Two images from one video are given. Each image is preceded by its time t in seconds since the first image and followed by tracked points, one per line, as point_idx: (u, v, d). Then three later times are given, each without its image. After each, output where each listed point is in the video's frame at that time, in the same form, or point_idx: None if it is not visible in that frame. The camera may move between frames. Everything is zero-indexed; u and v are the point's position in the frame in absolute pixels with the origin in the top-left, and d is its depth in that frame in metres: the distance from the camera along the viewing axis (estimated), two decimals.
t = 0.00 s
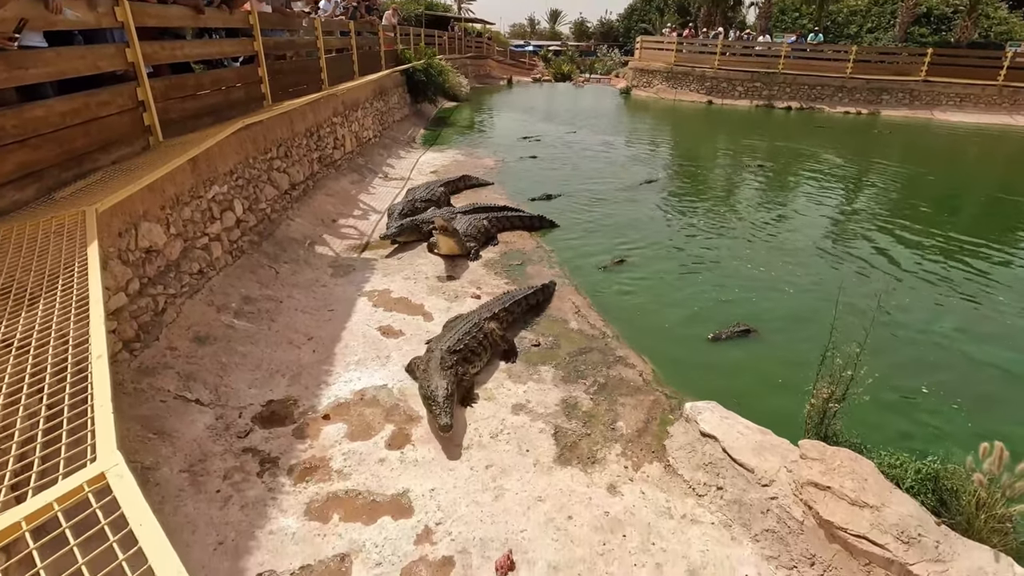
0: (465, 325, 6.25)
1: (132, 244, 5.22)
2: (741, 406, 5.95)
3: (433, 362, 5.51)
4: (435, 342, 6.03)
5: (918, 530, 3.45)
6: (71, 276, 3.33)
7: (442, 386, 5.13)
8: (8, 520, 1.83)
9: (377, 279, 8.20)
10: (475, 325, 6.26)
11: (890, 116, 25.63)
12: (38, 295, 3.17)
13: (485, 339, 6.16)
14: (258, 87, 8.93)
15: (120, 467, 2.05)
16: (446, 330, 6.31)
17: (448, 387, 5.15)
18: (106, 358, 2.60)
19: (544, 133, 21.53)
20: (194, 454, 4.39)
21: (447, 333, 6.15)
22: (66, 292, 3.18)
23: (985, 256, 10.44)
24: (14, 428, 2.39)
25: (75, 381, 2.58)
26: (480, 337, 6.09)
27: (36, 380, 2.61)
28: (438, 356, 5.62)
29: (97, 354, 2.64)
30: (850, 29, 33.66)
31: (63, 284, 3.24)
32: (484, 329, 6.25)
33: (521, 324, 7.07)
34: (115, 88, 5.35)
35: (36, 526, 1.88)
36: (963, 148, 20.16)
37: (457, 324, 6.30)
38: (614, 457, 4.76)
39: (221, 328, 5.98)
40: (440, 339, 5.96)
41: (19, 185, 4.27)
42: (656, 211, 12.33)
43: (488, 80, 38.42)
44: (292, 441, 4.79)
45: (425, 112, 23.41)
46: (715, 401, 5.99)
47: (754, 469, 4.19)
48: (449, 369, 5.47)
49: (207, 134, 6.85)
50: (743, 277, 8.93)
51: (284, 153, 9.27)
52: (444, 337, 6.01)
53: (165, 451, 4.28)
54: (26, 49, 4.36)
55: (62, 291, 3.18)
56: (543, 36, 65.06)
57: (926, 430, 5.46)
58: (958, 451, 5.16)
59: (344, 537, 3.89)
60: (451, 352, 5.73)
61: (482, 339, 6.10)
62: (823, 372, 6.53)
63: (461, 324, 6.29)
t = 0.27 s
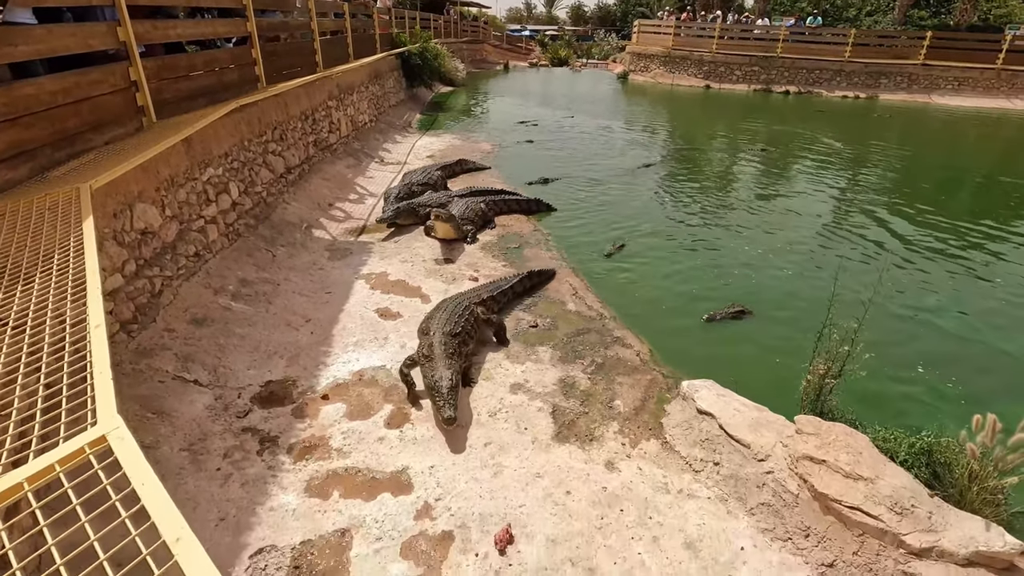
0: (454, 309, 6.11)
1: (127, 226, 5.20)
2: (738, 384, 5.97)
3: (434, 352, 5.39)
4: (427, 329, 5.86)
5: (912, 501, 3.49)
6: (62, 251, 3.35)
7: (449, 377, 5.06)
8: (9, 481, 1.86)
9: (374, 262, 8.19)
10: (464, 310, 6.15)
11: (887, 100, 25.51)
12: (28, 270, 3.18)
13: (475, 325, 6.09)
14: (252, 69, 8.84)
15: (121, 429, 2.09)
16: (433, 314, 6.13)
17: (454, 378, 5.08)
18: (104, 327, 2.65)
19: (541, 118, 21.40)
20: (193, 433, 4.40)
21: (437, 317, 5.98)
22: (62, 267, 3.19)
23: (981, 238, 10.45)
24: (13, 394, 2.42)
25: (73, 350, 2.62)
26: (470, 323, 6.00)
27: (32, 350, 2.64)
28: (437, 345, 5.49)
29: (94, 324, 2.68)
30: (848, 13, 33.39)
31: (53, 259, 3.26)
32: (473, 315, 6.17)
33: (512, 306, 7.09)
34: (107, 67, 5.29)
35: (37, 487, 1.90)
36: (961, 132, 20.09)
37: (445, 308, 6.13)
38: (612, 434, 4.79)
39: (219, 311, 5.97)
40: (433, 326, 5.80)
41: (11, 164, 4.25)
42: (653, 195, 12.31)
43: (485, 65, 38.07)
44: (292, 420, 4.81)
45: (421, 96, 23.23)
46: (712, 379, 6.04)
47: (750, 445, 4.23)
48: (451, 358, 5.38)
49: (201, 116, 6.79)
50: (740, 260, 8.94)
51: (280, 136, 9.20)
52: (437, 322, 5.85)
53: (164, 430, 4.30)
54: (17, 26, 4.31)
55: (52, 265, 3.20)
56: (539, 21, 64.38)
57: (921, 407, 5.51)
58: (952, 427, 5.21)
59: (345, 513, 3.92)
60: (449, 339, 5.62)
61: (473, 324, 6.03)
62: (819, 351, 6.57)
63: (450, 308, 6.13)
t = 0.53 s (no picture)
0: (446, 303, 5.90)
1: (119, 211, 5.17)
2: (733, 368, 6.01)
3: (428, 349, 5.17)
4: (418, 325, 5.64)
5: (902, 479, 3.54)
6: (52, 233, 3.32)
7: (445, 374, 4.87)
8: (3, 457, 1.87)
9: (369, 249, 8.16)
10: (456, 303, 5.93)
11: (882, 85, 25.42)
12: (18, 253, 3.16)
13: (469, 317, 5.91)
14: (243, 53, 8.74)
15: (114, 407, 2.11)
16: (423, 309, 5.90)
17: (450, 375, 4.89)
18: (96, 308, 2.64)
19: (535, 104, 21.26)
20: (189, 418, 4.41)
21: (428, 313, 5.76)
22: (52, 249, 3.17)
23: (974, 223, 10.49)
24: (6, 375, 2.43)
25: (65, 331, 2.61)
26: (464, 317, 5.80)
27: (24, 331, 2.63)
28: (431, 342, 5.28)
29: (86, 304, 2.67)
30: None
31: (43, 243, 3.23)
32: (466, 307, 6.00)
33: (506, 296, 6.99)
34: (95, 50, 5.22)
35: (32, 464, 1.92)
36: (956, 117, 20.07)
37: (435, 303, 5.90)
38: (607, 417, 4.82)
39: (213, 297, 5.95)
40: (425, 322, 5.58)
41: None
42: (648, 181, 12.29)
43: (479, 51, 37.71)
44: (287, 405, 4.81)
45: (414, 83, 23.02)
46: (706, 362, 6.09)
47: (744, 426, 4.27)
48: (446, 356, 5.19)
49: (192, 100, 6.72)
50: (735, 245, 8.97)
51: (272, 121, 9.12)
52: (428, 318, 5.63)
53: (160, 415, 4.30)
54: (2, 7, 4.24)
55: (42, 249, 3.17)
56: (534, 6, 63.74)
57: (912, 388, 5.56)
58: (943, 407, 5.27)
59: (341, 496, 3.94)
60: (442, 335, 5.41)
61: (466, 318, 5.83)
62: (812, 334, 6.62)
63: (441, 303, 5.92)
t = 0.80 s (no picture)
0: (438, 299, 5.72)
1: (104, 200, 5.11)
2: (726, 354, 6.03)
3: (420, 348, 5.00)
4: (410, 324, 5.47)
5: (892, 460, 3.56)
6: (33, 219, 3.27)
7: (437, 371, 4.70)
8: None
9: (360, 237, 8.10)
10: (448, 299, 5.75)
11: (876, 71, 25.35)
12: None
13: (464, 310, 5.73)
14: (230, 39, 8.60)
15: (98, 393, 2.10)
16: (415, 308, 5.73)
17: (442, 372, 4.72)
18: (79, 294, 2.60)
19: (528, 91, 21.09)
20: (180, 408, 4.39)
21: (419, 310, 5.59)
22: (33, 235, 3.12)
23: (966, 208, 10.52)
24: None
25: (48, 319, 2.58)
26: (457, 312, 5.61)
27: (6, 318, 2.60)
28: (423, 340, 5.10)
29: (69, 291, 2.63)
30: None
31: (25, 230, 3.18)
32: (460, 300, 5.82)
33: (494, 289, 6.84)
34: (77, 35, 5.12)
35: (14, 451, 1.91)
36: (948, 103, 20.05)
37: (427, 300, 5.73)
38: (600, 402, 4.83)
39: (203, 286, 5.89)
40: (416, 321, 5.41)
41: None
42: (641, 167, 12.24)
43: (471, 37, 37.30)
44: (280, 393, 4.79)
45: (406, 69, 22.77)
46: (699, 348, 6.12)
47: (736, 410, 4.30)
48: (438, 353, 5.02)
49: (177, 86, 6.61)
50: (728, 231, 8.97)
51: (260, 108, 9.00)
52: (420, 316, 5.46)
53: (150, 405, 4.27)
54: None
55: (24, 236, 3.12)
56: None
57: (903, 371, 5.59)
58: (933, 390, 5.30)
59: (335, 483, 3.94)
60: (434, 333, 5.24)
61: (460, 314, 5.64)
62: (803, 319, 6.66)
63: (433, 299, 5.74)
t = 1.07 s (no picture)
0: (424, 296, 5.50)
1: (85, 188, 5.03)
2: (715, 339, 6.06)
3: (412, 352, 4.78)
4: (397, 325, 5.22)
5: (877, 440, 3.60)
6: (6, 205, 3.23)
7: (433, 377, 4.51)
8: None
9: (349, 225, 8.03)
10: (433, 297, 5.53)
11: (866, 56, 25.31)
12: None
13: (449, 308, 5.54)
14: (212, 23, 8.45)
15: (69, 378, 2.09)
16: (400, 307, 5.47)
17: (438, 377, 4.53)
18: (52, 281, 2.57)
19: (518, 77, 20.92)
20: (167, 397, 4.36)
21: (406, 310, 5.33)
22: (6, 222, 3.07)
23: (954, 192, 10.56)
24: None
25: (20, 306, 2.54)
26: (444, 310, 5.42)
27: None
28: (414, 344, 4.87)
29: (42, 278, 2.59)
30: None
31: None
32: (444, 297, 5.61)
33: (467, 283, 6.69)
34: (53, 18, 5.00)
35: None
36: (938, 87, 20.07)
37: (413, 299, 5.48)
38: (590, 387, 4.84)
39: (189, 275, 5.82)
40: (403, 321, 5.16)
41: None
42: (631, 153, 12.20)
43: (460, 22, 36.86)
44: (268, 382, 4.77)
45: (394, 56, 22.51)
46: (688, 332, 6.16)
47: (723, 393, 4.33)
48: (432, 356, 4.81)
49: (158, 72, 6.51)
50: (718, 217, 8.98)
51: (245, 95, 8.88)
52: (407, 316, 5.21)
53: (136, 395, 4.24)
54: None
55: None
56: None
57: (891, 353, 5.63)
58: (918, 370, 5.36)
59: (324, 470, 3.93)
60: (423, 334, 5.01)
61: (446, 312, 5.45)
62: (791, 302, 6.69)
63: (418, 298, 5.49)
